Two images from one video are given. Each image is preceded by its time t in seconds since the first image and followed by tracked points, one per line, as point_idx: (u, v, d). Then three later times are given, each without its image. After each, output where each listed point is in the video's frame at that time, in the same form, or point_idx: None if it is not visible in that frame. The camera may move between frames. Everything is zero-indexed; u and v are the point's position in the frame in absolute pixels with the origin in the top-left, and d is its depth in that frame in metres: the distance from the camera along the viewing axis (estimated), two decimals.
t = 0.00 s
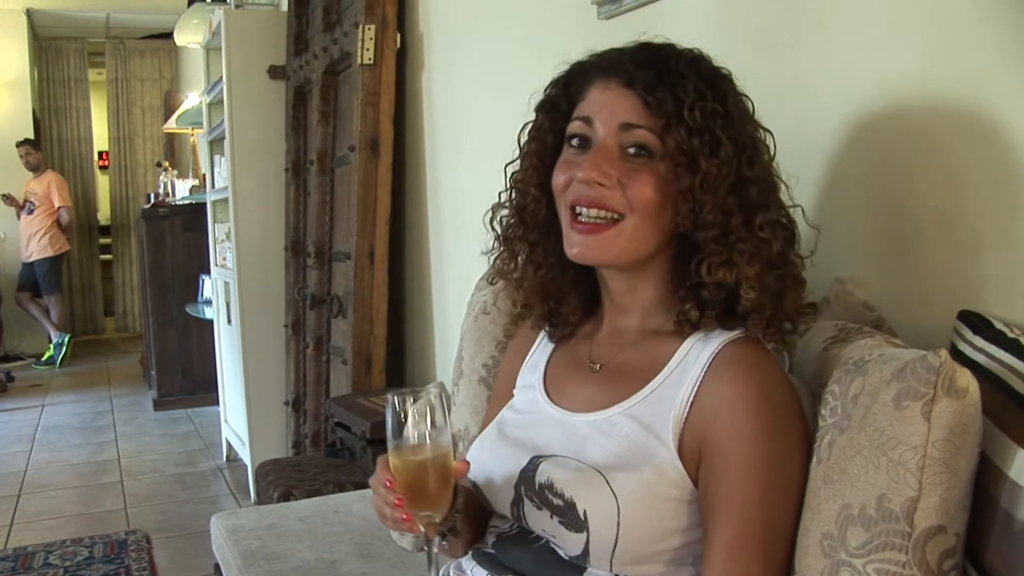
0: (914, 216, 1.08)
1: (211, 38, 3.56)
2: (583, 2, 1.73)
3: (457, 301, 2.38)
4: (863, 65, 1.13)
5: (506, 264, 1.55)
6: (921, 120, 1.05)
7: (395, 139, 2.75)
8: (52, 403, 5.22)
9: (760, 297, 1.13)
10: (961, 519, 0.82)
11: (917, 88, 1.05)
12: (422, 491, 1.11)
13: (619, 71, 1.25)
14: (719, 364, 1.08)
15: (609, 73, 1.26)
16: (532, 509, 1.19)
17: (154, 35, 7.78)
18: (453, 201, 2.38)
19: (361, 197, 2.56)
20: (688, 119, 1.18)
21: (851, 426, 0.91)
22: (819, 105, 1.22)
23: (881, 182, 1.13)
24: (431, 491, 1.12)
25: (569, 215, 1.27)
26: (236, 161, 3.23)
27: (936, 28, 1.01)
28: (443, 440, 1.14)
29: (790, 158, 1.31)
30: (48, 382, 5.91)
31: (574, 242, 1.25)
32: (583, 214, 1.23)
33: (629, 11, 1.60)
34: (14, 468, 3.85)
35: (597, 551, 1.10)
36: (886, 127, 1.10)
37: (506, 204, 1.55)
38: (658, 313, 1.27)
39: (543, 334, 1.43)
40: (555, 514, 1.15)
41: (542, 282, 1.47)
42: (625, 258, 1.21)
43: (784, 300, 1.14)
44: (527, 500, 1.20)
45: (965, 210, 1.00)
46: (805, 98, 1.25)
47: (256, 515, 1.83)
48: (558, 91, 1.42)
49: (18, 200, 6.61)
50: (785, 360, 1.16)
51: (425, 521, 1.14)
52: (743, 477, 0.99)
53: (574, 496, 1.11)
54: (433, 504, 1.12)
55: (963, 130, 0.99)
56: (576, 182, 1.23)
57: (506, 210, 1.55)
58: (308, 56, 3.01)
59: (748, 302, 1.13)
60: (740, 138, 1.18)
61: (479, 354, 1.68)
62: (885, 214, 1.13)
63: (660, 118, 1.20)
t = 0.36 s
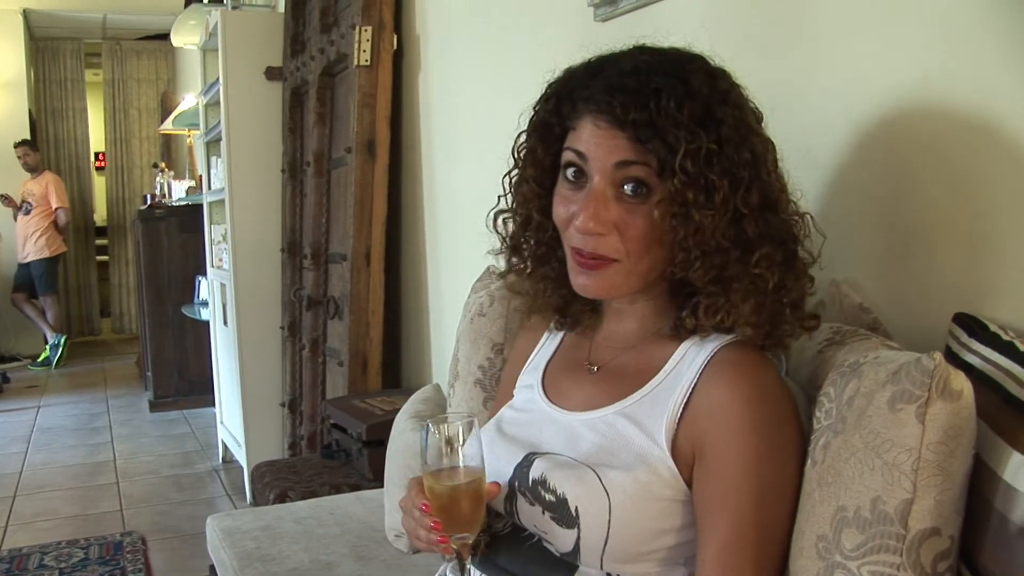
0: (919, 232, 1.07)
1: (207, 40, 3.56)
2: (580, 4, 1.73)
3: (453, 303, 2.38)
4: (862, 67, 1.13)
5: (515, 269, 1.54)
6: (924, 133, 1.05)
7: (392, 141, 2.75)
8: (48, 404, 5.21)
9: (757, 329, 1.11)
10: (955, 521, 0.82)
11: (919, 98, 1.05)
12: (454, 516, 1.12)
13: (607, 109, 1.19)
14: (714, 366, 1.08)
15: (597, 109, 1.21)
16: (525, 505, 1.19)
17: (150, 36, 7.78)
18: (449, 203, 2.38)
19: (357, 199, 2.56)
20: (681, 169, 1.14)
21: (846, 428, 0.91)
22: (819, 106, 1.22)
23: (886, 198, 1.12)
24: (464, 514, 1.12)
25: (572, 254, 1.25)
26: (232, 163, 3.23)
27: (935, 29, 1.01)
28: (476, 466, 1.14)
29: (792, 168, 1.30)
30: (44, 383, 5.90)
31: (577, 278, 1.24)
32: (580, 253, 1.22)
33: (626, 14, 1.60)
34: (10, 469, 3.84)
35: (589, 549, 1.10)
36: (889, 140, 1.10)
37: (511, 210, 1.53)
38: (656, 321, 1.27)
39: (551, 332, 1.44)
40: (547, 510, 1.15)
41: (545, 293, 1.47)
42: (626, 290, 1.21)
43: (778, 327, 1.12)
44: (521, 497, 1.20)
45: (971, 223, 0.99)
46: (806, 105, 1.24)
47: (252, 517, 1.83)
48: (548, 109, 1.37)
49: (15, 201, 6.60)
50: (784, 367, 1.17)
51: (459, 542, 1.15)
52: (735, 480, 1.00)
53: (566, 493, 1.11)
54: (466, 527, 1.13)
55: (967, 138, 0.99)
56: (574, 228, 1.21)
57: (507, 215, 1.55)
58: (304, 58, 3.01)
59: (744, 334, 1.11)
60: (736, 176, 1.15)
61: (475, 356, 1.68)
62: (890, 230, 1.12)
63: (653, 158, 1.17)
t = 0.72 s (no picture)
0: (923, 231, 1.06)
1: (210, 38, 3.55)
2: (583, 6, 1.73)
3: (454, 303, 2.38)
4: (863, 70, 1.13)
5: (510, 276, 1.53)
6: (925, 131, 1.04)
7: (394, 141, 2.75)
8: (48, 401, 5.20)
9: (758, 328, 1.11)
10: (956, 527, 0.82)
11: (917, 97, 1.05)
12: (463, 522, 1.12)
13: (613, 104, 1.19)
14: (717, 372, 1.08)
15: (603, 103, 1.21)
16: (527, 512, 1.19)
17: (153, 34, 7.78)
18: (451, 203, 2.38)
19: (359, 199, 2.55)
20: (688, 161, 1.14)
21: (847, 432, 0.91)
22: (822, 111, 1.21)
23: (888, 197, 1.12)
24: (474, 520, 1.12)
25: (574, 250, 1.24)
26: (234, 161, 3.23)
27: (934, 28, 1.02)
28: (486, 473, 1.14)
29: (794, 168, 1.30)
30: (44, 379, 5.90)
31: (578, 276, 1.23)
32: (585, 251, 1.21)
33: (630, 16, 1.60)
34: (9, 465, 3.84)
35: (592, 556, 1.10)
36: (891, 139, 1.10)
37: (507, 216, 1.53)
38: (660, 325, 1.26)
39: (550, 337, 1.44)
40: (549, 517, 1.15)
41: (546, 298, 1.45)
42: (632, 288, 1.20)
43: (778, 329, 1.12)
44: (522, 504, 1.20)
45: (974, 221, 0.99)
46: (808, 106, 1.24)
47: (251, 515, 1.83)
48: (551, 107, 1.37)
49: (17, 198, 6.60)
50: (784, 368, 1.17)
51: (467, 547, 1.15)
52: (738, 487, 0.99)
53: (567, 500, 1.11)
54: (476, 533, 1.13)
55: (968, 135, 0.99)
56: (579, 224, 1.20)
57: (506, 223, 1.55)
58: (308, 57, 3.01)
59: (746, 335, 1.11)
60: (741, 170, 1.15)
61: (476, 357, 1.68)
62: (894, 231, 1.11)
63: (660, 152, 1.17)
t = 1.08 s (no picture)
0: (923, 238, 1.07)
1: (221, 37, 3.56)
2: (597, 10, 1.73)
3: (461, 306, 2.38)
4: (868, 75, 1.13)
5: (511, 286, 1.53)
6: (923, 139, 1.06)
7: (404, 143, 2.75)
8: (54, 396, 5.22)
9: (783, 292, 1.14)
10: (965, 538, 0.82)
11: (914, 104, 1.06)
12: (464, 520, 1.12)
13: (631, 78, 1.25)
14: (725, 379, 1.07)
15: (620, 80, 1.26)
16: (533, 516, 1.19)
17: (164, 31, 7.80)
18: (461, 205, 2.39)
19: (369, 199, 2.56)
20: (707, 121, 1.19)
21: (857, 442, 0.90)
22: (825, 116, 1.22)
23: (888, 205, 1.13)
24: (474, 519, 1.12)
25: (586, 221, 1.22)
26: (244, 160, 3.23)
27: (937, 31, 1.02)
28: (486, 472, 1.14)
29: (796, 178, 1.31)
30: (51, 375, 5.91)
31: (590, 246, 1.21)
32: (597, 215, 1.19)
33: (644, 21, 1.60)
34: (15, 460, 3.85)
35: (598, 563, 1.09)
36: (891, 138, 1.11)
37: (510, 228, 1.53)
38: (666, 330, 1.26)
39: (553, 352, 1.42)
40: (557, 523, 1.15)
41: (550, 301, 1.44)
42: (646, 256, 1.18)
43: (796, 302, 1.15)
44: (529, 508, 1.20)
45: (972, 229, 1.00)
46: (810, 113, 1.25)
47: (256, 515, 1.83)
48: (564, 103, 1.43)
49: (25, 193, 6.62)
50: (793, 375, 1.16)
51: (468, 546, 1.15)
52: (745, 493, 0.99)
53: (574, 505, 1.11)
54: (476, 531, 1.13)
55: (964, 142, 1.00)
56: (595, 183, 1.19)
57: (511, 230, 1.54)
58: (319, 57, 3.01)
59: (772, 298, 1.13)
60: (753, 142, 1.21)
61: (484, 359, 1.68)
62: (894, 239, 1.12)
63: (676, 117, 1.20)
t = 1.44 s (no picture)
0: (926, 243, 1.07)
1: (232, 40, 3.57)
2: (607, 14, 1.73)
3: (470, 309, 2.38)
4: (871, 79, 1.14)
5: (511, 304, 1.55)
6: (919, 148, 1.07)
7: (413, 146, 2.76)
8: (62, 397, 5.23)
9: (757, 293, 1.15)
10: (977, 547, 0.81)
11: (913, 106, 1.07)
12: (470, 519, 1.11)
13: (592, 101, 1.25)
14: (729, 375, 1.07)
15: (582, 104, 1.26)
16: (540, 517, 1.19)
17: (174, 33, 7.82)
18: (469, 208, 2.39)
19: (378, 202, 2.56)
20: (667, 139, 1.19)
21: (868, 448, 0.90)
22: (825, 120, 1.23)
23: (890, 211, 1.13)
24: (482, 520, 1.12)
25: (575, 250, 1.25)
26: (253, 162, 3.24)
27: (939, 34, 1.03)
28: (494, 474, 1.14)
29: (798, 184, 1.31)
30: (59, 376, 5.93)
31: (585, 275, 1.24)
32: (586, 247, 1.22)
33: (653, 25, 1.60)
34: (23, 460, 3.86)
35: (603, 562, 1.09)
36: (888, 147, 1.12)
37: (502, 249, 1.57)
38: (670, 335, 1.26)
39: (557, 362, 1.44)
40: (563, 522, 1.15)
41: (547, 315, 1.47)
42: (638, 277, 1.21)
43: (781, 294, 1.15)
44: (537, 508, 1.20)
45: (975, 230, 1.00)
46: (812, 118, 1.25)
47: (263, 517, 1.83)
48: (535, 129, 1.45)
49: (35, 193, 6.65)
50: (797, 376, 1.15)
51: (475, 548, 1.15)
52: (750, 489, 0.99)
53: (581, 504, 1.11)
54: (483, 533, 1.13)
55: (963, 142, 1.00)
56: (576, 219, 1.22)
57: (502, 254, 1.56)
58: (329, 61, 3.02)
59: (744, 301, 1.14)
60: (719, 144, 1.19)
61: (493, 364, 1.68)
62: (897, 245, 1.12)
63: (641, 139, 1.21)
